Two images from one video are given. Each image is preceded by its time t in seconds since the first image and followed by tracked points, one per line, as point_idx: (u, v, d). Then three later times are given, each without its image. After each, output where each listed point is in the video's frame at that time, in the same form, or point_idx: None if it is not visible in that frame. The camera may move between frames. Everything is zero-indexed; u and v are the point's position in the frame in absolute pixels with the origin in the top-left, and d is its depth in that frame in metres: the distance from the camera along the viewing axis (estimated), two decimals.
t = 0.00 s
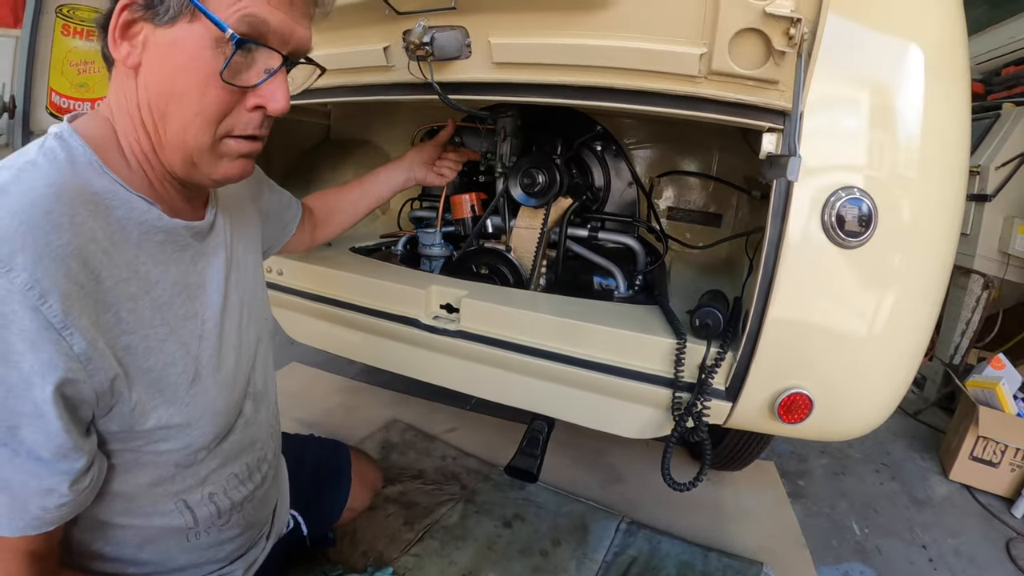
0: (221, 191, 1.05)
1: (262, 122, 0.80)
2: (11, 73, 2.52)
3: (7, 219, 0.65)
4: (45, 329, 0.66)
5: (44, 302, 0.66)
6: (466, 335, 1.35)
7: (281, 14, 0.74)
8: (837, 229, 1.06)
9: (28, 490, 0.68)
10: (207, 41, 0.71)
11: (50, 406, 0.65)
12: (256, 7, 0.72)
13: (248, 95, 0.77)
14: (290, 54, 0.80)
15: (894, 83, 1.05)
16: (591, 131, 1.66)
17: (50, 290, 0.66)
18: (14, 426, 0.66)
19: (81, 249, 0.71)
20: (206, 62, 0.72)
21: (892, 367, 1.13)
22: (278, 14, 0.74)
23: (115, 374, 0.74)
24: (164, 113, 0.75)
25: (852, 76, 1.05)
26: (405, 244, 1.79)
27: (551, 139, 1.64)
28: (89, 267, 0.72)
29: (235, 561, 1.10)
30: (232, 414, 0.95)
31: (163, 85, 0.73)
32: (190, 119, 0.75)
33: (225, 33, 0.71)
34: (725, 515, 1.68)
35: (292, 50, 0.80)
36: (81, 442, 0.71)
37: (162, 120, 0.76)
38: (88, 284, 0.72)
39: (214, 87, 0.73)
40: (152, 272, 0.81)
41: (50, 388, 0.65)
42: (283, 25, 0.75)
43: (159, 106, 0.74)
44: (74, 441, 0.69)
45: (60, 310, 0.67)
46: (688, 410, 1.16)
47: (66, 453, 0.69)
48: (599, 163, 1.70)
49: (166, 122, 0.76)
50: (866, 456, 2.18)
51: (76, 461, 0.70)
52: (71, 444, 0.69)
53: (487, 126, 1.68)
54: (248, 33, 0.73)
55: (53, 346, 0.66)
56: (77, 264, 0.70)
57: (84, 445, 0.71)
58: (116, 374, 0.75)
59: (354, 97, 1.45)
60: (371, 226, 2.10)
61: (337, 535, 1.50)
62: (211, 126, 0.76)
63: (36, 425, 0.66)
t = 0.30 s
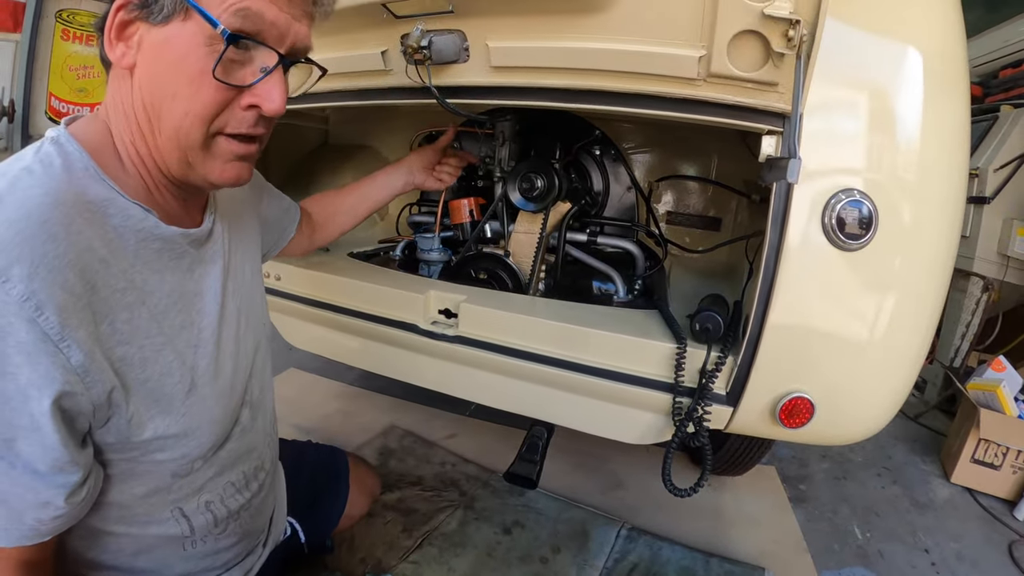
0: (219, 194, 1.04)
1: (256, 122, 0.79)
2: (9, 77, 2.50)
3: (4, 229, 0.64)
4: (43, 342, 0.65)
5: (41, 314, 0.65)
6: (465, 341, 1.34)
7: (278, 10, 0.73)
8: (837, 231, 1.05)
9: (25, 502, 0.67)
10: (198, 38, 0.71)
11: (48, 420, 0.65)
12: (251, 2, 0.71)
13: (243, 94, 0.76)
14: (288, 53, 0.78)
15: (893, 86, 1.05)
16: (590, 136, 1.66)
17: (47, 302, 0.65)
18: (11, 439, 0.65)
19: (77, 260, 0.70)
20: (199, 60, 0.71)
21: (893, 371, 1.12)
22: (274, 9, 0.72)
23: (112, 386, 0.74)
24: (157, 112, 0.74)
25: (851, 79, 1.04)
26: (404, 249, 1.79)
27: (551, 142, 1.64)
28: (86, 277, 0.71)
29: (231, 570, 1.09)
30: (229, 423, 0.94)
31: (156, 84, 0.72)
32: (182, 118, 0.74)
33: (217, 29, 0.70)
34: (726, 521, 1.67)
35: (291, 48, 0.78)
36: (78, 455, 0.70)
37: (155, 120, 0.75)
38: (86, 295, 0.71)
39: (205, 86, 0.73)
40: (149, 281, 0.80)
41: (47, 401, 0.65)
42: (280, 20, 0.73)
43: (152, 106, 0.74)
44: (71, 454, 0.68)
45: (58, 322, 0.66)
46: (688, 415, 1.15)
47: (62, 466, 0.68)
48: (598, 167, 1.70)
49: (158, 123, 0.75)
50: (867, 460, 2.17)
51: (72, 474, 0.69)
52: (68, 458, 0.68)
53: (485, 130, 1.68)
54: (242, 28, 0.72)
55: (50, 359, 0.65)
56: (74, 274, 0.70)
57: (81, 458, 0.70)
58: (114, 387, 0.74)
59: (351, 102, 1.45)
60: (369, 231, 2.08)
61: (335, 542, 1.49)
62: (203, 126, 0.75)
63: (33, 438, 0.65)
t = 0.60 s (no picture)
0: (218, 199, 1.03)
1: (263, 128, 0.78)
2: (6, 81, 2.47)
3: (7, 238, 0.64)
4: (50, 351, 0.64)
5: (47, 323, 0.64)
6: (465, 346, 1.33)
7: (281, 16, 0.73)
8: (838, 234, 1.05)
9: (32, 516, 0.67)
10: (203, 43, 0.70)
11: (55, 428, 0.64)
12: (254, 8, 0.71)
13: (249, 99, 0.75)
14: (294, 60, 0.78)
15: (892, 89, 1.05)
16: (588, 141, 1.65)
17: (54, 310, 0.65)
18: (19, 448, 0.65)
19: (82, 269, 0.70)
20: (205, 65, 0.71)
21: (894, 376, 1.12)
22: (277, 14, 0.72)
23: (118, 395, 0.73)
24: (162, 119, 0.74)
25: (849, 82, 1.04)
26: (403, 254, 1.79)
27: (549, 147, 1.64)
28: (90, 286, 0.71)
29: None
30: (230, 436, 0.94)
31: (162, 89, 0.72)
32: (189, 124, 0.74)
33: (222, 33, 0.70)
34: (728, 526, 1.66)
35: (296, 56, 0.77)
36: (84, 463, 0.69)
37: (161, 126, 0.75)
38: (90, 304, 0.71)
39: (210, 91, 0.72)
40: (150, 292, 0.79)
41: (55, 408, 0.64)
42: (284, 27, 0.73)
43: (157, 112, 0.74)
44: (78, 464, 0.68)
45: (64, 331, 0.66)
46: (689, 420, 1.15)
47: (70, 475, 0.67)
48: (597, 172, 1.70)
49: (165, 129, 0.75)
50: (869, 463, 2.17)
51: (81, 483, 0.69)
52: (76, 467, 0.67)
53: (484, 135, 1.70)
54: (249, 36, 0.71)
55: (57, 368, 0.65)
56: (80, 283, 0.69)
57: (88, 467, 0.70)
58: (118, 396, 0.74)
59: (349, 107, 1.45)
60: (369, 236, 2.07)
61: (335, 548, 1.48)
62: (210, 132, 0.75)
63: (41, 447, 0.65)
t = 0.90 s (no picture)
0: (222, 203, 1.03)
1: (263, 126, 0.78)
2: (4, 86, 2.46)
3: None
4: (34, 330, 0.64)
5: (30, 301, 0.63)
6: (464, 352, 1.33)
7: (277, 13, 0.73)
8: (837, 238, 1.05)
9: (20, 500, 0.65)
10: (203, 42, 0.71)
11: (41, 407, 0.63)
12: (253, 6, 0.71)
13: (248, 95, 0.75)
14: (292, 58, 0.78)
15: (891, 94, 1.05)
16: (587, 146, 1.66)
17: (38, 291, 0.64)
18: (6, 430, 0.64)
19: (71, 256, 0.69)
20: (204, 64, 0.71)
21: (892, 380, 1.12)
22: (275, 12, 0.73)
23: (101, 377, 0.72)
24: (163, 119, 0.74)
25: (848, 87, 1.04)
26: (402, 259, 1.79)
27: (548, 151, 1.65)
28: (80, 273, 0.71)
29: None
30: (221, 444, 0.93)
31: (162, 89, 0.72)
32: (188, 123, 0.74)
33: (222, 29, 0.70)
34: (728, 531, 1.66)
35: (295, 53, 0.77)
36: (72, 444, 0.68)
37: (160, 127, 0.75)
38: (78, 289, 0.70)
39: (211, 90, 0.73)
40: (139, 288, 0.79)
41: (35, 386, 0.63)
42: (281, 25, 0.74)
43: (158, 113, 0.74)
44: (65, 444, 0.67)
45: (50, 312, 0.65)
46: (688, 425, 1.14)
47: (60, 457, 0.67)
48: (597, 177, 1.70)
49: (165, 130, 0.75)
50: (869, 467, 2.16)
51: (73, 465, 0.68)
52: (67, 448, 0.67)
53: (483, 140, 1.70)
54: (248, 33, 0.72)
55: (40, 347, 0.64)
56: (68, 269, 0.68)
57: (79, 450, 0.69)
58: (103, 378, 0.73)
59: (349, 112, 1.45)
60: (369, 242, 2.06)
61: (334, 554, 1.48)
62: (209, 130, 0.75)
63: (29, 428, 0.64)
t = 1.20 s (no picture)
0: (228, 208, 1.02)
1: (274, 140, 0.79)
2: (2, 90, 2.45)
3: None
4: (20, 364, 0.63)
5: (18, 337, 0.63)
6: (463, 356, 1.32)
7: (294, 29, 0.74)
8: (837, 241, 1.04)
9: (1, 520, 0.65)
10: (217, 56, 0.71)
11: (25, 443, 0.63)
12: (269, 20, 0.72)
13: (260, 112, 0.75)
14: (304, 74, 0.80)
15: (891, 97, 1.05)
16: (586, 149, 1.68)
17: (27, 329, 0.64)
18: None
19: (64, 280, 0.68)
20: (217, 81, 0.71)
21: (895, 382, 1.11)
22: (291, 29, 0.74)
23: (92, 409, 0.72)
24: (173, 132, 0.73)
25: (848, 89, 1.04)
26: (401, 263, 1.78)
27: (547, 155, 1.66)
28: (73, 297, 0.70)
29: None
30: (216, 450, 0.92)
31: (171, 102, 0.72)
32: (201, 137, 0.73)
33: (239, 50, 0.71)
34: (730, 535, 1.65)
35: (305, 69, 0.79)
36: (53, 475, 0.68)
37: (170, 140, 0.74)
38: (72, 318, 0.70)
39: (224, 105, 0.72)
40: (136, 303, 0.78)
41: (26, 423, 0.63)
42: (299, 39, 0.75)
43: (168, 126, 0.73)
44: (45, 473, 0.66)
45: (37, 344, 0.64)
46: (689, 429, 1.14)
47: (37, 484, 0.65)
48: (596, 181, 1.72)
49: (175, 143, 0.74)
50: (870, 470, 2.15)
51: (48, 494, 0.67)
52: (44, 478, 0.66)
53: (482, 143, 1.70)
54: (260, 48, 0.72)
55: (25, 385, 0.64)
56: (62, 293, 0.68)
57: (57, 479, 0.68)
58: (93, 409, 0.72)
59: (347, 116, 1.45)
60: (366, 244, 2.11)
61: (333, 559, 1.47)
62: (223, 145, 0.75)
63: (7, 458, 0.63)
